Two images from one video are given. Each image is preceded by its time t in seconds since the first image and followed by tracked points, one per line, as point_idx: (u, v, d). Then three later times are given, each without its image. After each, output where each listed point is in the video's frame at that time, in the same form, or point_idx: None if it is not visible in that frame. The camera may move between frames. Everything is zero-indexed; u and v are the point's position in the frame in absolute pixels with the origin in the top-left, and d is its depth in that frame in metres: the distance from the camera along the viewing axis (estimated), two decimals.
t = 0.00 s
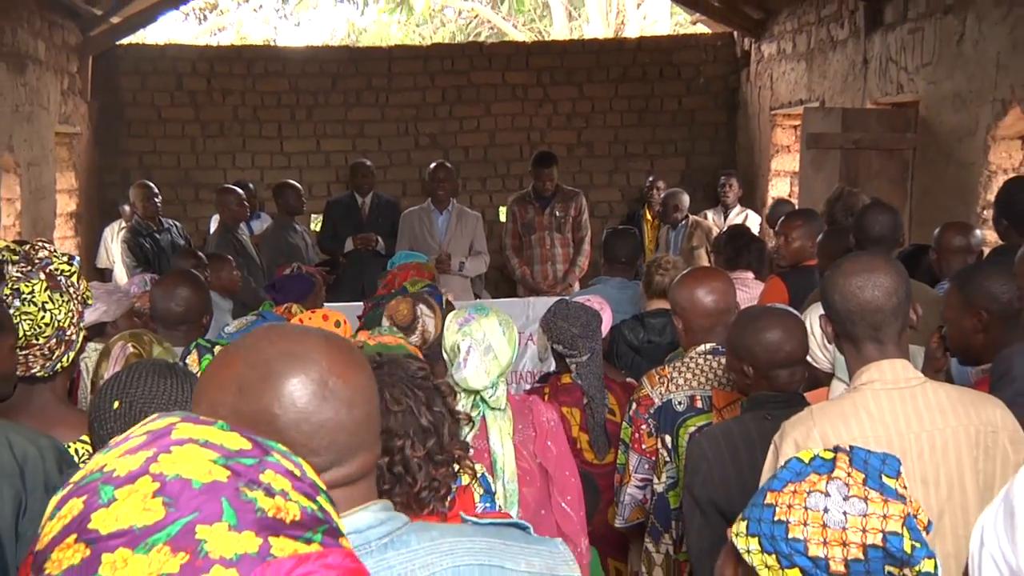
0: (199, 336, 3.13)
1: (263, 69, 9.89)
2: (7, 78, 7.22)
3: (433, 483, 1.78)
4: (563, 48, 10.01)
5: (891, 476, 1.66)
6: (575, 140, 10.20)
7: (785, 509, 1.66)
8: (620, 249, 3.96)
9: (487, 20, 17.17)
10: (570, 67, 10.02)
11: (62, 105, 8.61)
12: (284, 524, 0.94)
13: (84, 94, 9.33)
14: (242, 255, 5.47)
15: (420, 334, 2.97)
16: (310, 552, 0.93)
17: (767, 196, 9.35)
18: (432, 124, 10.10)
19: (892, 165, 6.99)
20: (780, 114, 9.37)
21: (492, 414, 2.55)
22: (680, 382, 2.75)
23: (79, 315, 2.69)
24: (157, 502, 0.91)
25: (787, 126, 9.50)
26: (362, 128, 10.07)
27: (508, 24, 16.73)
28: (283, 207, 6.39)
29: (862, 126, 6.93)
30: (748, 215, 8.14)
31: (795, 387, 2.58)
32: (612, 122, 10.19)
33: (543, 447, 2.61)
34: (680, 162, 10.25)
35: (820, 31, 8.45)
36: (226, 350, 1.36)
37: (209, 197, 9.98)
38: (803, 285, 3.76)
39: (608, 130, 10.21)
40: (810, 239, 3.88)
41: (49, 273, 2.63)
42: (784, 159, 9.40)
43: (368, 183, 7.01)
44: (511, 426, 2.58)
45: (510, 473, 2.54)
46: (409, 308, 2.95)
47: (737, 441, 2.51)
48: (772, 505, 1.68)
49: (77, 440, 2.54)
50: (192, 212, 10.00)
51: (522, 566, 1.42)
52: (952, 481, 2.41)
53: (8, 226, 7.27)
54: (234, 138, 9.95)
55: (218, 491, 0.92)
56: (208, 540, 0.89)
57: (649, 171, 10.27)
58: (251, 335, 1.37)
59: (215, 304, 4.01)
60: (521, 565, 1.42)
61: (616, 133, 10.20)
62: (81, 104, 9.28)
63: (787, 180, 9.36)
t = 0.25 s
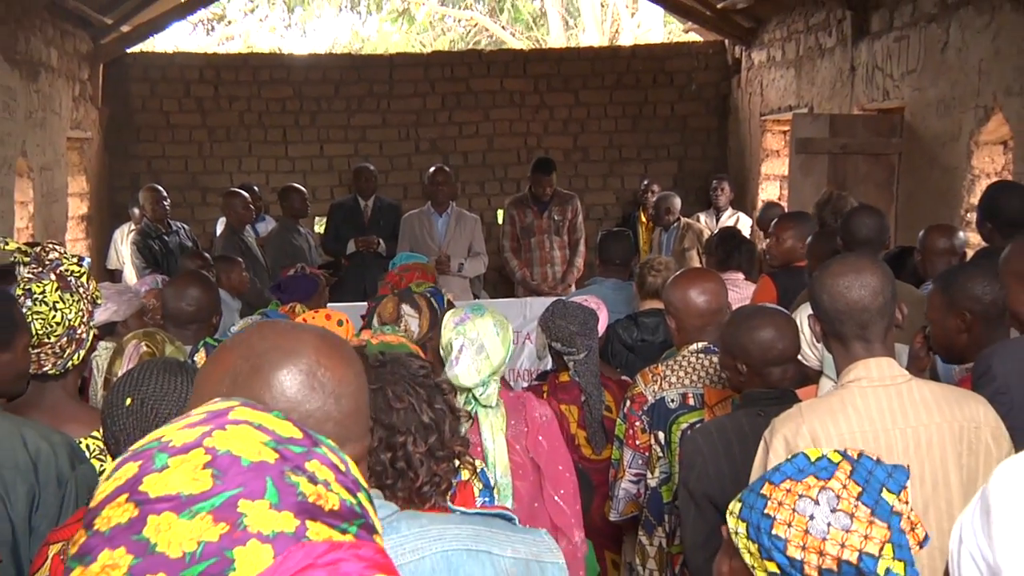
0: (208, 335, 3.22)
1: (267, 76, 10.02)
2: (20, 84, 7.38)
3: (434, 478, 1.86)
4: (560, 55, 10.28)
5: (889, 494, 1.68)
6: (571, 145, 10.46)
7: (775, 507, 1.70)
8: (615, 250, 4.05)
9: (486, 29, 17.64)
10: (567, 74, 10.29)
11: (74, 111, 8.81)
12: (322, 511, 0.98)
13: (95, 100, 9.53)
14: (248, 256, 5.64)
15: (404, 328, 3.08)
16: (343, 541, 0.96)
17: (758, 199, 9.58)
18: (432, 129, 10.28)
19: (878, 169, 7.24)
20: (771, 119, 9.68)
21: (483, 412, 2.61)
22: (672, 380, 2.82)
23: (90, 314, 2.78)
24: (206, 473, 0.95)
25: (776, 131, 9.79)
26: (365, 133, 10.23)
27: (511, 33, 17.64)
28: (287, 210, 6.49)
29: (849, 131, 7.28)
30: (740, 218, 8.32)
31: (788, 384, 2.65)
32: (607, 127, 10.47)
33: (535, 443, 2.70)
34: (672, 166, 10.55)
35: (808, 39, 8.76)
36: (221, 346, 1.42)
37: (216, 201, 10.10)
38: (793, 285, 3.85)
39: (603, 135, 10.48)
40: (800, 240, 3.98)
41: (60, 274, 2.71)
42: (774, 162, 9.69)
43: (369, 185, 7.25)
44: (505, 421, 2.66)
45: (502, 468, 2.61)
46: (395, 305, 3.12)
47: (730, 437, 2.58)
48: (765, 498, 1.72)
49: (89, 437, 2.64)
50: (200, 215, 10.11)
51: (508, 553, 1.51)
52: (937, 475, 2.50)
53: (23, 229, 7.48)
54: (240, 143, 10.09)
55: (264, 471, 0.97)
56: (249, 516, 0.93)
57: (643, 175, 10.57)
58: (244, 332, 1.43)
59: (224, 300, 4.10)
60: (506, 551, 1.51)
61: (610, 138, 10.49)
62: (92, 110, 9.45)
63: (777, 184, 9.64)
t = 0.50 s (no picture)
0: (216, 334, 3.30)
1: (273, 83, 10.32)
2: (31, 90, 7.64)
3: (435, 473, 1.95)
4: (557, 62, 10.56)
5: (875, 512, 1.70)
6: (567, 150, 10.73)
7: (761, 504, 1.77)
8: (609, 252, 4.15)
9: (486, 37, 18.16)
10: (564, 81, 10.57)
11: (84, 116, 9.08)
12: (353, 513, 1.05)
13: (105, 106, 9.82)
14: (255, 257, 5.81)
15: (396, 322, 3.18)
16: (370, 544, 1.04)
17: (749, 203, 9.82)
18: (432, 134, 10.56)
19: (865, 174, 7.48)
20: (761, 125, 9.97)
21: (474, 409, 2.67)
22: (664, 378, 2.90)
23: (102, 314, 2.89)
24: (247, 462, 1.03)
25: (766, 136, 10.09)
26: (366, 138, 10.51)
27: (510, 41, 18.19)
28: (291, 212, 6.66)
29: (835, 137, 7.53)
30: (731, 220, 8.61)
31: (779, 381, 2.74)
32: (601, 132, 10.75)
33: (525, 438, 2.78)
34: (664, 170, 10.83)
35: (797, 47, 9.05)
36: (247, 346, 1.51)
37: (223, 203, 10.40)
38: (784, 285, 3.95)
39: (598, 140, 10.75)
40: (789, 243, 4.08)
41: (72, 276, 2.86)
42: (763, 167, 9.99)
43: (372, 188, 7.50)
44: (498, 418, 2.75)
45: (492, 463, 2.65)
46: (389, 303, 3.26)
47: (724, 432, 2.67)
48: (755, 489, 1.79)
49: (99, 432, 2.73)
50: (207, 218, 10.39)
51: (530, 540, 1.51)
52: (921, 471, 2.58)
53: (34, 232, 7.81)
54: (246, 146, 10.37)
55: (304, 467, 1.04)
56: (283, 508, 1.01)
57: (637, 178, 10.84)
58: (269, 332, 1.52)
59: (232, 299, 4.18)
60: (529, 538, 1.51)
61: (605, 142, 10.76)
62: (101, 115, 9.72)
63: (767, 187, 9.93)
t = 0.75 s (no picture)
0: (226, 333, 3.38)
1: (279, 89, 10.65)
2: (43, 97, 7.92)
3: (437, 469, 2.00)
4: (554, 69, 10.76)
5: (862, 518, 1.55)
6: (565, 154, 10.93)
7: (758, 468, 1.64)
8: (606, 253, 4.24)
9: (486, 45, 18.64)
10: (561, 87, 10.77)
11: (95, 121, 9.43)
12: (360, 510, 1.06)
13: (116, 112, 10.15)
14: (261, 259, 6.02)
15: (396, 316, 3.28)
16: (376, 541, 1.06)
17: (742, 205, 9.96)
18: (433, 138, 10.81)
19: (853, 177, 7.67)
20: (753, 130, 10.07)
21: (473, 406, 2.74)
22: (658, 375, 2.98)
23: (113, 313, 3.00)
24: (259, 457, 1.04)
25: (758, 141, 10.16)
26: (369, 142, 10.82)
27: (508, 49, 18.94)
28: (297, 215, 6.85)
29: (825, 141, 7.68)
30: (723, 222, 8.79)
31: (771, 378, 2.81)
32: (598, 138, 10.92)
33: (524, 435, 2.88)
34: (660, 174, 10.98)
35: (788, 54, 9.18)
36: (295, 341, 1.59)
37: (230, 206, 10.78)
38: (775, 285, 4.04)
39: (595, 145, 10.93)
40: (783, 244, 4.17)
41: (85, 276, 2.97)
42: (755, 171, 10.08)
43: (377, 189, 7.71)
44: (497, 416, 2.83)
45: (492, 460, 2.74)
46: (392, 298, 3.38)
47: (719, 427, 2.75)
48: (763, 459, 1.65)
49: (111, 428, 2.82)
50: (215, 220, 10.76)
51: (565, 528, 1.58)
52: (908, 467, 2.62)
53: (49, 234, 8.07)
54: (252, 151, 10.74)
55: (313, 463, 1.05)
56: (292, 503, 1.02)
57: (632, 182, 11.00)
58: (314, 327, 1.60)
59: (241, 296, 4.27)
60: (564, 526, 1.59)
61: (603, 147, 10.95)
62: (112, 121, 10.08)
63: (758, 190, 9.96)
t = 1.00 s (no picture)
0: (236, 332, 3.48)
1: (286, 95, 11.02)
2: (60, 103, 8.12)
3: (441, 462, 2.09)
4: (555, 75, 11.16)
5: (854, 509, 1.73)
6: (563, 158, 11.33)
7: (761, 454, 1.83)
8: (604, 254, 4.34)
9: (486, 53, 19.17)
10: (560, 93, 11.14)
11: (110, 127, 9.69)
12: (365, 503, 1.13)
13: (128, 117, 10.42)
14: (270, 260, 6.23)
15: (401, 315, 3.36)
16: (381, 532, 1.13)
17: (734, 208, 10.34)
18: (436, 143, 11.21)
19: (844, 181, 7.84)
20: (746, 135, 10.47)
21: (480, 403, 2.80)
22: (653, 373, 3.07)
23: (126, 312, 3.10)
24: (264, 456, 1.10)
25: (751, 145, 10.57)
26: (373, 147, 11.20)
27: (508, 56, 19.14)
28: (303, 217, 7.07)
29: (817, 146, 7.82)
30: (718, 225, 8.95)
31: (763, 375, 2.91)
32: (596, 142, 11.33)
33: (529, 431, 2.97)
34: (655, 177, 11.42)
35: (780, 62, 9.51)
36: (341, 343, 1.62)
37: (239, 209, 11.13)
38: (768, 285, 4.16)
39: (593, 149, 11.33)
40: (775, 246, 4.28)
41: (99, 276, 3.07)
42: (749, 174, 10.50)
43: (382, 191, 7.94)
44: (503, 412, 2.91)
45: (499, 455, 2.80)
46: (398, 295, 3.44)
47: (714, 422, 2.84)
48: (768, 449, 1.84)
49: (123, 424, 2.93)
50: (225, 222, 11.12)
51: (588, 511, 1.64)
52: (896, 461, 2.71)
53: (63, 236, 8.24)
54: (260, 155, 11.09)
55: (318, 460, 1.12)
56: (301, 500, 1.09)
57: (628, 185, 11.42)
58: (356, 330, 1.64)
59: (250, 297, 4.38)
60: (587, 509, 1.65)
61: (600, 151, 11.34)
62: (126, 126, 10.34)
63: (752, 194, 10.49)
